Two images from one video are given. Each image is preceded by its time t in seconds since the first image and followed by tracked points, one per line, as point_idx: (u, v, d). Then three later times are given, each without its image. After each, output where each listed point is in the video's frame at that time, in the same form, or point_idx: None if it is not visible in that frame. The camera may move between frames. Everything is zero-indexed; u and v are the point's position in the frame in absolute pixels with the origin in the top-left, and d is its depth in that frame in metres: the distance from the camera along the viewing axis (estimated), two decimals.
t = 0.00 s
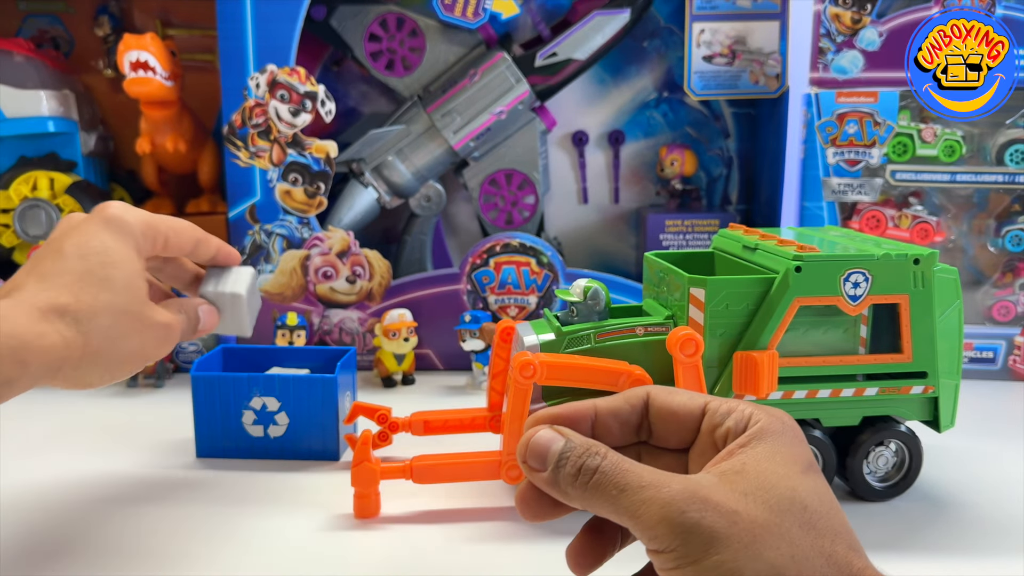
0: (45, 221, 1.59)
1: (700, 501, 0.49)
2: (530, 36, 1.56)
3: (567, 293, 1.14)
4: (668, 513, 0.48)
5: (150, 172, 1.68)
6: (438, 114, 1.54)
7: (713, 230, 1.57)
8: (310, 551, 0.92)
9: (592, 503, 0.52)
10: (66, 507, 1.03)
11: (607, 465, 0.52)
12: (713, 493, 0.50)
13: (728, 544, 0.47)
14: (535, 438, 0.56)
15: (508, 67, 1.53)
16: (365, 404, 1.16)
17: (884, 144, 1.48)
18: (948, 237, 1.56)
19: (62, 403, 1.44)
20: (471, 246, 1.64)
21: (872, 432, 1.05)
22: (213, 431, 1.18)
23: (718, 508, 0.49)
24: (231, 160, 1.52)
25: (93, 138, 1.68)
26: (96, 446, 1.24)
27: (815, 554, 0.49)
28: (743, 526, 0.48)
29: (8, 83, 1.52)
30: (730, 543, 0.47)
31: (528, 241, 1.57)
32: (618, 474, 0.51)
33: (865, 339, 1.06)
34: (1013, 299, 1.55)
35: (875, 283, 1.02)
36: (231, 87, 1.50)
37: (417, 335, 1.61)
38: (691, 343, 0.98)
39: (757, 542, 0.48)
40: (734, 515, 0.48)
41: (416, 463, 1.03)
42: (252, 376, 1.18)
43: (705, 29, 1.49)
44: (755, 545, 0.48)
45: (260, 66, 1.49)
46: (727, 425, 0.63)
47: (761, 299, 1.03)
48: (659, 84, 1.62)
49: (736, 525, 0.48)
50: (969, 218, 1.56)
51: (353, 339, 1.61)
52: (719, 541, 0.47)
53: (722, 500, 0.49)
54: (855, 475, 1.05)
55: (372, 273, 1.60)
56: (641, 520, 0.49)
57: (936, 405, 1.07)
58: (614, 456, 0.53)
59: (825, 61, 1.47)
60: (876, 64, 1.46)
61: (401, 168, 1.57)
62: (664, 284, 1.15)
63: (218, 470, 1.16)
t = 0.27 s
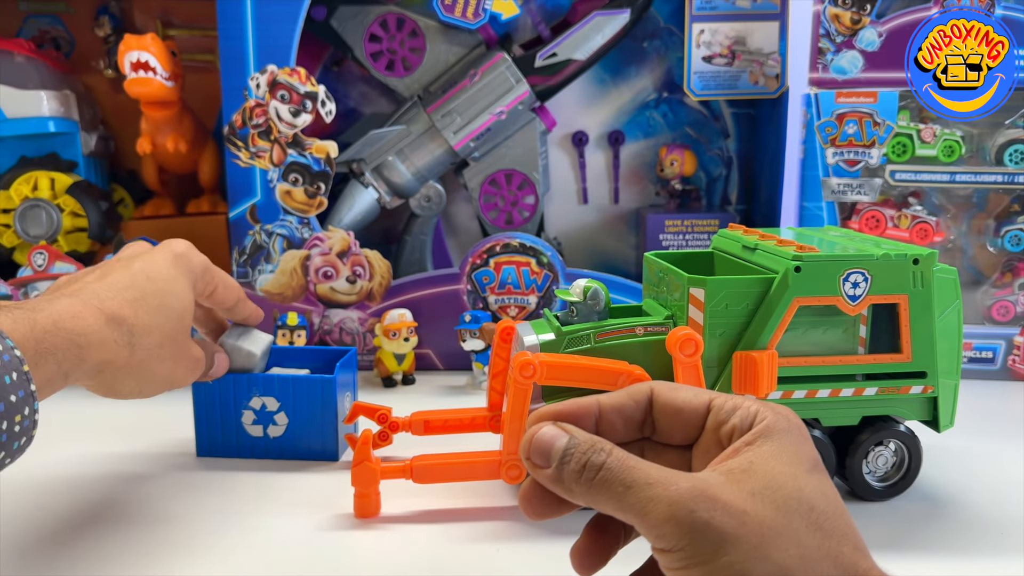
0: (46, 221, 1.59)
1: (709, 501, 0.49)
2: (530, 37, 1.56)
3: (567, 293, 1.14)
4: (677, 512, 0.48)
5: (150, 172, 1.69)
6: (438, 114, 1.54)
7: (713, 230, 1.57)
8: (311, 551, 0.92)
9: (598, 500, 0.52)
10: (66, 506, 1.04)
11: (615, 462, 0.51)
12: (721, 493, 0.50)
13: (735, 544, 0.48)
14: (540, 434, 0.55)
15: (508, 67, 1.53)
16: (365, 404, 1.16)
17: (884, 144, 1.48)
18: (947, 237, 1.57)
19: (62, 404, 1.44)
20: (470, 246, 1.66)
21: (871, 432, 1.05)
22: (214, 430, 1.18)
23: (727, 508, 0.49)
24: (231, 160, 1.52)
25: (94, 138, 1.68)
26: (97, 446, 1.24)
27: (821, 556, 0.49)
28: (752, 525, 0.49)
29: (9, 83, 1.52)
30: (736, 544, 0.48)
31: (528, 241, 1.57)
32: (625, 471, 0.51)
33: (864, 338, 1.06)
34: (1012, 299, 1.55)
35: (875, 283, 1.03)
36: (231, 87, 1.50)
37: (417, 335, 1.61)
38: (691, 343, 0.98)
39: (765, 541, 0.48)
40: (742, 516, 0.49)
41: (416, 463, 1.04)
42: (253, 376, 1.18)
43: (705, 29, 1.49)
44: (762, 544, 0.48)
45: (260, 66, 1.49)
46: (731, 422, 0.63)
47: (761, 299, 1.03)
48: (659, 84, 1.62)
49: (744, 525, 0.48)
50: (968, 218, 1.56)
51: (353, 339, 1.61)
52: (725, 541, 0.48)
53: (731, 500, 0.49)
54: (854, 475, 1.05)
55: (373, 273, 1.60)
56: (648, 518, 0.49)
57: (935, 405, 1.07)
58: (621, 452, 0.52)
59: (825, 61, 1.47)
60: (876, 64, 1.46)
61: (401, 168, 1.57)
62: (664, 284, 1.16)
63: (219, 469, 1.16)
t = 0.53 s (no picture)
0: (46, 221, 1.59)
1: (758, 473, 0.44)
2: (530, 37, 1.57)
3: (567, 293, 1.14)
4: (716, 470, 0.43)
5: (150, 172, 1.69)
6: (438, 114, 1.54)
7: (713, 230, 1.57)
8: (312, 551, 0.92)
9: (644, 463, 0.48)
10: (65, 505, 1.03)
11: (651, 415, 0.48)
12: (763, 451, 0.44)
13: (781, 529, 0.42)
14: (581, 391, 0.51)
15: (508, 67, 1.52)
16: (365, 403, 1.16)
17: (883, 144, 1.48)
18: (946, 237, 1.57)
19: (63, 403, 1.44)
20: (470, 246, 1.66)
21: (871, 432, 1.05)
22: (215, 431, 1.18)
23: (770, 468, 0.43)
24: (232, 160, 1.52)
25: (95, 138, 1.68)
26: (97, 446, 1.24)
27: (863, 518, 0.42)
28: (796, 492, 0.43)
29: (9, 83, 1.52)
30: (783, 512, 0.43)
31: (528, 241, 1.57)
32: (664, 433, 0.47)
33: (864, 339, 1.06)
34: (1012, 298, 1.55)
35: (874, 283, 1.03)
36: (231, 87, 1.50)
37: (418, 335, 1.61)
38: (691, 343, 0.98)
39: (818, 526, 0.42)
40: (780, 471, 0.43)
41: (417, 463, 1.04)
42: (253, 376, 1.18)
43: (705, 29, 1.50)
44: (797, 519, 0.42)
45: (261, 67, 1.49)
46: (779, 379, 0.57)
47: (761, 299, 1.04)
48: (659, 84, 1.62)
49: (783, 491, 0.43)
50: (967, 218, 1.57)
51: (353, 339, 1.61)
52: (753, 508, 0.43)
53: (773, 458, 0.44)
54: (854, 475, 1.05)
55: (373, 273, 1.60)
56: (682, 475, 0.45)
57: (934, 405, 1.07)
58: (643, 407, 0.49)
59: (825, 61, 1.47)
60: (876, 64, 1.46)
61: (401, 169, 1.57)
62: (664, 284, 1.16)
63: (220, 469, 1.16)
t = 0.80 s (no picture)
0: (47, 221, 1.59)
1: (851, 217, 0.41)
2: (530, 37, 1.57)
3: (567, 293, 1.14)
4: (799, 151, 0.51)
5: (151, 172, 1.69)
6: (439, 114, 1.54)
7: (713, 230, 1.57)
8: (312, 551, 0.92)
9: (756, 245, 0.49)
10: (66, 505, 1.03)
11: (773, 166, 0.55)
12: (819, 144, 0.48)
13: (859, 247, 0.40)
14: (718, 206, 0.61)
15: (508, 68, 1.53)
16: (365, 403, 1.17)
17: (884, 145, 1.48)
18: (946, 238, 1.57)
19: (63, 403, 1.45)
20: (470, 246, 1.66)
21: (869, 432, 1.05)
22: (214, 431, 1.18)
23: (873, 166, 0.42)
24: (232, 161, 1.53)
25: (95, 139, 1.68)
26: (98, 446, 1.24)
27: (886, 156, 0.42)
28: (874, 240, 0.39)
29: (9, 83, 1.53)
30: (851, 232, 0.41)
31: (528, 241, 1.57)
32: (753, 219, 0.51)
33: (863, 338, 1.05)
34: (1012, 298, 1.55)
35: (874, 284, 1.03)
36: (231, 87, 1.50)
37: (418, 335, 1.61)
38: (690, 343, 0.98)
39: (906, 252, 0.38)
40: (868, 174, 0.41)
41: (416, 463, 1.04)
42: (253, 376, 1.18)
43: (704, 30, 1.50)
44: (874, 257, 0.39)
45: (261, 67, 1.49)
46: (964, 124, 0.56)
47: (761, 299, 1.04)
48: (659, 84, 1.62)
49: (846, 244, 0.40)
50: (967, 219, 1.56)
51: (354, 339, 1.61)
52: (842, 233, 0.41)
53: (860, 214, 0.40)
54: (853, 474, 1.06)
55: (373, 273, 1.60)
56: (793, 250, 0.44)
57: (933, 404, 1.08)
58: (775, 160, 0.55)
59: (825, 62, 1.47)
60: (875, 64, 1.46)
61: (401, 169, 1.57)
62: (664, 284, 1.16)
63: (220, 469, 1.16)
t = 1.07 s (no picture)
0: (47, 221, 1.59)
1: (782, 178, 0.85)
2: (530, 37, 1.57)
3: (561, 293, 1.16)
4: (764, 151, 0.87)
5: (150, 172, 1.69)
6: (438, 114, 1.54)
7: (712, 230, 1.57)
8: (311, 551, 0.92)
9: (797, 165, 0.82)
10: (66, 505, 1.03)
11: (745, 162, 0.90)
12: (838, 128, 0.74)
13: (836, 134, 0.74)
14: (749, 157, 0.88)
15: (508, 67, 1.53)
16: (363, 404, 1.17)
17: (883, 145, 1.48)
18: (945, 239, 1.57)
19: (63, 403, 1.45)
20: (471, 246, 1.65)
21: (863, 433, 1.05)
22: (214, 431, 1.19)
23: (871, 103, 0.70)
24: (233, 161, 1.53)
25: (95, 138, 1.68)
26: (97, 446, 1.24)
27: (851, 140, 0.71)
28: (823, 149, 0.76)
29: (9, 83, 1.53)
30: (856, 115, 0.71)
31: (528, 241, 1.57)
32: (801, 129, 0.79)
33: (858, 339, 1.06)
34: (1011, 298, 1.55)
35: (868, 283, 1.03)
36: (232, 87, 1.50)
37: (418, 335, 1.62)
38: (684, 343, 0.98)
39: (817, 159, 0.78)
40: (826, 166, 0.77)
41: (412, 463, 1.04)
42: (253, 376, 1.18)
43: (704, 30, 1.50)
44: (854, 127, 0.71)
45: (261, 66, 1.50)
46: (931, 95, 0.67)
47: (754, 300, 1.04)
48: (659, 84, 1.62)
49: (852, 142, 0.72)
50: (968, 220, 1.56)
51: (352, 339, 1.61)
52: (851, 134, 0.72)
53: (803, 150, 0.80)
54: (848, 476, 1.06)
55: (373, 273, 1.60)
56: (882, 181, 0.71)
57: (928, 404, 1.08)
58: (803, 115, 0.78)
59: (824, 61, 1.49)
60: (875, 64, 1.47)
61: (401, 169, 1.57)
62: (658, 285, 1.16)
63: (220, 469, 1.16)
